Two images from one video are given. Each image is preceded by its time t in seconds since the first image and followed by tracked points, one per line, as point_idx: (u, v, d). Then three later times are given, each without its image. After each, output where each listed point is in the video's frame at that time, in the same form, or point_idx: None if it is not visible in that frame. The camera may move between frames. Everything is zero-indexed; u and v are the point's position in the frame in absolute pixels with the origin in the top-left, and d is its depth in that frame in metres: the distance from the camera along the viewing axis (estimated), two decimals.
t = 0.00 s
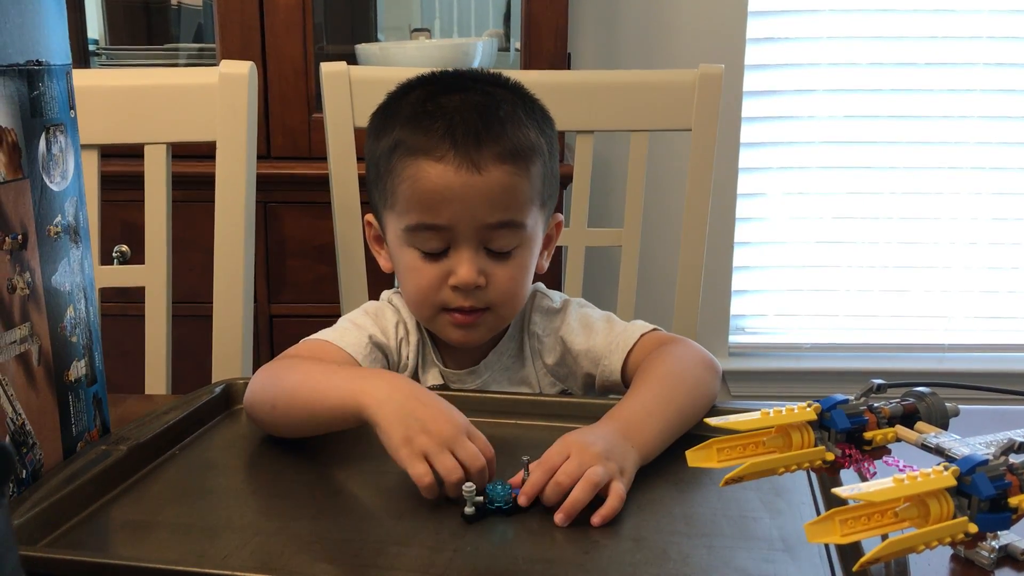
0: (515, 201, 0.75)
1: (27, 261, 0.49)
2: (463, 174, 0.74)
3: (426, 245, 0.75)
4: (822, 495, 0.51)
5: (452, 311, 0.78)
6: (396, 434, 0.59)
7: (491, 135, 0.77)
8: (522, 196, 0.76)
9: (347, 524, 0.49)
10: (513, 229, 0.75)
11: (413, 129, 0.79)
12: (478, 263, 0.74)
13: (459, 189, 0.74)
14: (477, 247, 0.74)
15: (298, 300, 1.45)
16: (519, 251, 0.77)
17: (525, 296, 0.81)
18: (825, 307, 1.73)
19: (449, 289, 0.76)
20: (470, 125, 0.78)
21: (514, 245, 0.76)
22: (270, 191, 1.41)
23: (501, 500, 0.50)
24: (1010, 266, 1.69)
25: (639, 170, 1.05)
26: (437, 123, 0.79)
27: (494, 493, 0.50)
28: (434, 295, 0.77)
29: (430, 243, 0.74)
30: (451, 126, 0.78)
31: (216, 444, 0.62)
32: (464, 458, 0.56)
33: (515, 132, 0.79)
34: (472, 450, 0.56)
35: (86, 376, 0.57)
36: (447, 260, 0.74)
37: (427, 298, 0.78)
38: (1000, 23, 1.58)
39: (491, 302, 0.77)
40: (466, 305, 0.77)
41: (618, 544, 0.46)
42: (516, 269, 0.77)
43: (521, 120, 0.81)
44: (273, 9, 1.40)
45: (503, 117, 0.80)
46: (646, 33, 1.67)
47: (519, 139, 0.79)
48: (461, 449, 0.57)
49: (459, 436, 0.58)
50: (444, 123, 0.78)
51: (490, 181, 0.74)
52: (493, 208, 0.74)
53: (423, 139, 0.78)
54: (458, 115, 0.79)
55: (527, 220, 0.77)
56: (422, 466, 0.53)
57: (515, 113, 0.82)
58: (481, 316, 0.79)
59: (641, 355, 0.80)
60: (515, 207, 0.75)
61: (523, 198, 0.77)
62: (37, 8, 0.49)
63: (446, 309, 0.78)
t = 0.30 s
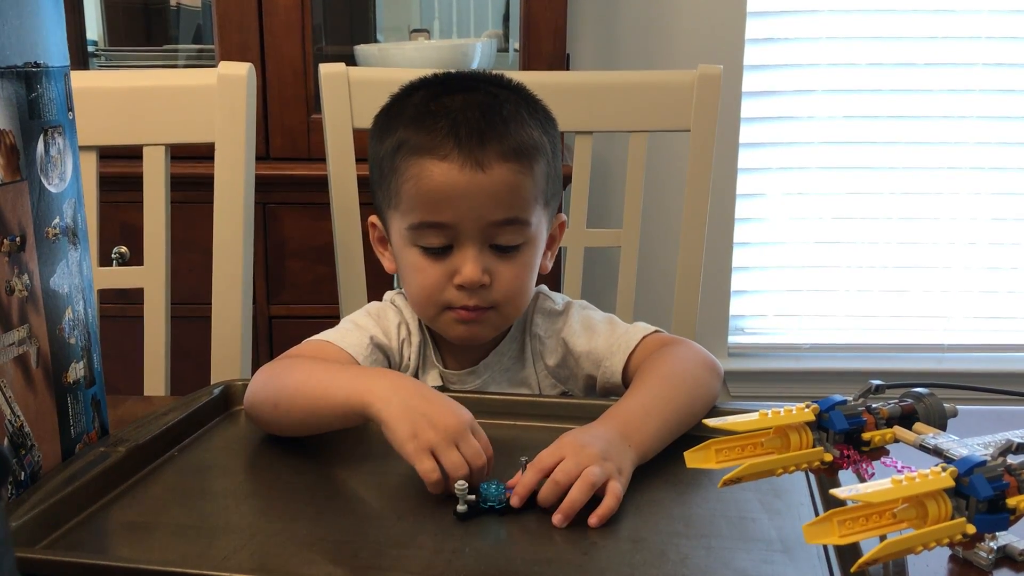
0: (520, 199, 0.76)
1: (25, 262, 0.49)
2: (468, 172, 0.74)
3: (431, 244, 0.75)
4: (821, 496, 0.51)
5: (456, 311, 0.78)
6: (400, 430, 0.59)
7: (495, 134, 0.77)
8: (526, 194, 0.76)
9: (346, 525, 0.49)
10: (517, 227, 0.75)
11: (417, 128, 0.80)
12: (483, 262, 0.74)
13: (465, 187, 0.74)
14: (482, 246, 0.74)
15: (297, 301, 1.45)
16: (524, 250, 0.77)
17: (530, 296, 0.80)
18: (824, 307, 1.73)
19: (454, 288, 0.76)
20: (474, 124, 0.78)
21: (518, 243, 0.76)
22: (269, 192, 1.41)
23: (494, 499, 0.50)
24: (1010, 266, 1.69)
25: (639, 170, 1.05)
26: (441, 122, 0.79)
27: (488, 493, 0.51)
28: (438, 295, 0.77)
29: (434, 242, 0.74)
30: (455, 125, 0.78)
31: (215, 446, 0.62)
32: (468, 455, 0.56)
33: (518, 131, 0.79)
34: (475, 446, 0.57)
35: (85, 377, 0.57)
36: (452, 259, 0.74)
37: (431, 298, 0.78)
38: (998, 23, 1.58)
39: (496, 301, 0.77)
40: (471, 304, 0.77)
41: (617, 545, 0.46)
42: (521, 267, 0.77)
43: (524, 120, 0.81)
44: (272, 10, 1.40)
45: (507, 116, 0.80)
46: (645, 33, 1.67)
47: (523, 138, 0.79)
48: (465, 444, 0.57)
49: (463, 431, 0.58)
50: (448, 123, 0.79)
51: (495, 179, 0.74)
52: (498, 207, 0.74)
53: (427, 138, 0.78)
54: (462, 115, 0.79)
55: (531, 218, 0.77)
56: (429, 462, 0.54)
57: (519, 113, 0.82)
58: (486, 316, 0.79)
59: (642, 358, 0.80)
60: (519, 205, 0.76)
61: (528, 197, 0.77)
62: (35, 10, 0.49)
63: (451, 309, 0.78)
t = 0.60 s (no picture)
0: (523, 200, 0.76)
1: (24, 267, 0.49)
2: (471, 172, 0.75)
3: (433, 243, 0.75)
4: (819, 498, 0.51)
5: (458, 311, 0.78)
6: (394, 424, 0.59)
7: (499, 135, 0.78)
8: (530, 195, 0.76)
9: (344, 529, 0.49)
10: (520, 227, 0.75)
11: (422, 128, 0.80)
12: (484, 261, 0.74)
13: (468, 187, 0.74)
14: (484, 245, 0.74)
15: (297, 304, 1.45)
16: (526, 251, 0.77)
17: (532, 298, 0.80)
18: (824, 308, 1.73)
19: (456, 288, 0.76)
20: (479, 124, 0.78)
21: (521, 244, 0.76)
22: (268, 195, 1.41)
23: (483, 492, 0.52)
24: (1009, 266, 1.69)
25: (637, 172, 1.05)
26: (445, 122, 0.79)
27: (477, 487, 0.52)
28: (439, 294, 0.77)
29: (436, 241, 0.74)
30: (460, 125, 0.78)
31: (214, 449, 0.62)
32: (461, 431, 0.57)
33: (523, 132, 0.80)
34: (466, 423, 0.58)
35: (83, 381, 0.57)
36: (454, 258, 0.74)
37: (432, 298, 0.78)
38: (997, 24, 1.58)
39: (497, 302, 0.77)
40: (472, 305, 0.77)
41: (615, 547, 0.46)
42: (523, 268, 0.77)
43: (529, 121, 0.82)
44: (271, 13, 1.40)
45: (511, 117, 0.80)
46: (645, 35, 1.67)
47: (527, 139, 0.79)
48: (457, 421, 0.58)
49: (454, 410, 0.59)
50: (453, 122, 0.79)
51: (498, 179, 0.75)
52: (500, 206, 0.74)
53: (432, 138, 0.78)
54: (466, 115, 0.80)
55: (534, 219, 0.77)
56: (425, 447, 0.56)
57: (523, 114, 0.82)
58: (487, 316, 0.78)
59: (641, 360, 0.80)
60: (523, 205, 0.76)
61: (531, 197, 0.77)
62: (34, 14, 0.49)
63: (452, 308, 0.78)
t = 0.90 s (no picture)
0: (525, 200, 0.76)
1: (24, 270, 0.50)
2: (474, 171, 0.75)
3: (435, 242, 0.75)
4: (819, 499, 0.51)
5: (459, 310, 0.78)
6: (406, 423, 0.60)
7: (502, 134, 0.78)
8: (532, 196, 0.76)
9: (344, 530, 0.49)
10: (522, 228, 0.75)
11: (425, 127, 0.80)
12: (486, 261, 0.74)
13: (471, 186, 0.74)
14: (485, 246, 0.74)
15: (297, 306, 1.45)
16: (527, 252, 0.77)
17: (533, 299, 0.80)
18: (824, 309, 1.73)
19: (457, 288, 0.76)
20: (481, 124, 0.78)
21: (523, 244, 0.76)
22: (269, 196, 1.41)
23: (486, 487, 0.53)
24: (1009, 267, 1.69)
25: (637, 173, 1.05)
26: (449, 122, 0.79)
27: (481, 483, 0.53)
28: (441, 294, 0.77)
29: (438, 241, 0.74)
30: (463, 124, 0.79)
31: (214, 451, 0.62)
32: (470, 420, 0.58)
33: (526, 132, 0.80)
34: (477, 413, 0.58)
35: (84, 384, 0.57)
36: (455, 258, 0.74)
37: (433, 297, 0.78)
38: (996, 25, 1.58)
39: (499, 303, 0.77)
40: (473, 305, 0.77)
41: (615, 548, 0.46)
42: (524, 269, 0.77)
43: (532, 122, 0.82)
44: (271, 15, 1.40)
45: (514, 117, 0.81)
46: (645, 35, 1.67)
47: (530, 139, 0.79)
48: (465, 412, 0.59)
49: (461, 402, 0.60)
50: (456, 122, 0.79)
51: (500, 178, 0.75)
52: (503, 206, 0.74)
53: (435, 137, 0.78)
54: (469, 115, 0.80)
55: (536, 220, 0.77)
56: (436, 436, 0.57)
57: (526, 116, 0.82)
58: (488, 316, 0.78)
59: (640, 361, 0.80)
60: (525, 205, 0.76)
61: (533, 197, 0.77)
62: (34, 17, 0.49)
63: (453, 308, 0.78)
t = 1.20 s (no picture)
0: (529, 194, 0.76)
1: (25, 270, 0.50)
2: (478, 165, 0.75)
3: (439, 238, 0.75)
4: (821, 498, 0.51)
5: (464, 307, 0.78)
6: (416, 423, 0.59)
7: (505, 129, 0.78)
8: (536, 189, 0.77)
9: (346, 529, 0.49)
10: (526, 222, 0.75)
11: (428, 124, 0.80)
12: (491, 256, 0.74)
13: (475, 180, 0.74)
14: (490, 240, 0.74)
15: (297, 306, 1.45)
16: (532, 246, 0.77)
17: (538, 295, 0.80)
18: (825, 308, 1.73)
19: (462, 283, 0.75)
20: (484, 119, 0.79)
21: (528, 239, 0.76)
22: (269, 196, 1.41)
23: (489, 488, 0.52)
24: (1010, 265, 1.69)
25: (638, 172, 1.05)
26: (451, 118, 0.79)
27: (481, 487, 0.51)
28: (446, 290, 0.77)
29: (443, 236, 0.74)
30: (465, 120, 0.79)
31: (216, 451, 0.63)
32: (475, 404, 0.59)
33: (528, 127, 0.80)
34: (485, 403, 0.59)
35: (85, 384, 0.57)
36: (460, 253, 0.74)
37: (439, 294, 0.77)
38: (996, 24, 1.58)
39: (504, 298, 0.77)
40: (479, 300, 0.76)
41: (617, 547, 0.46)
42: (529, 264, 0.77)
43: (534, 117, 0.82)
44: (271, 15, 1.40)
45: (517, 113, 0.81)
46: (645, 35, 1.67)
47: (533, 134, 0.79)
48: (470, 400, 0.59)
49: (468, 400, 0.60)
50: (459, 118, 0.79)
51: (504, 172, 0.75)
52: (507, 200, 0.74)
53: (438, 133, 0.78)
54: (472, 111, 0.80)
55: (540, 214, 0.77)
56: (440, 422, 0.58)
57: (529, 111, 0.82)
58: (493, 312, 0.78)
59: (642, 360, 0.80)
60: (529, 200, 0.76)
61: (537, 191, 0.77)
62: (34, 16, 0.49)
63: (459, 304, 0.78)
